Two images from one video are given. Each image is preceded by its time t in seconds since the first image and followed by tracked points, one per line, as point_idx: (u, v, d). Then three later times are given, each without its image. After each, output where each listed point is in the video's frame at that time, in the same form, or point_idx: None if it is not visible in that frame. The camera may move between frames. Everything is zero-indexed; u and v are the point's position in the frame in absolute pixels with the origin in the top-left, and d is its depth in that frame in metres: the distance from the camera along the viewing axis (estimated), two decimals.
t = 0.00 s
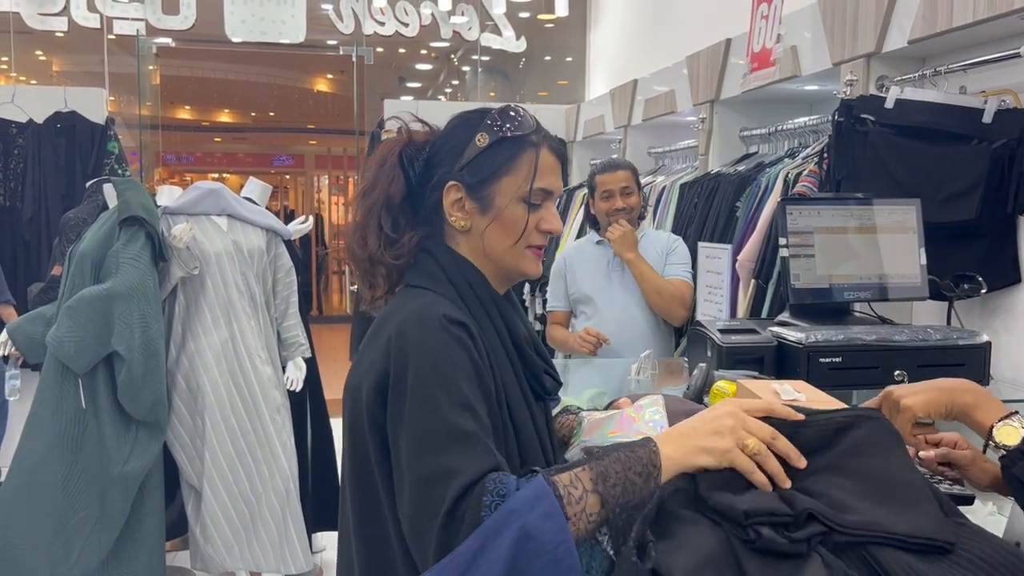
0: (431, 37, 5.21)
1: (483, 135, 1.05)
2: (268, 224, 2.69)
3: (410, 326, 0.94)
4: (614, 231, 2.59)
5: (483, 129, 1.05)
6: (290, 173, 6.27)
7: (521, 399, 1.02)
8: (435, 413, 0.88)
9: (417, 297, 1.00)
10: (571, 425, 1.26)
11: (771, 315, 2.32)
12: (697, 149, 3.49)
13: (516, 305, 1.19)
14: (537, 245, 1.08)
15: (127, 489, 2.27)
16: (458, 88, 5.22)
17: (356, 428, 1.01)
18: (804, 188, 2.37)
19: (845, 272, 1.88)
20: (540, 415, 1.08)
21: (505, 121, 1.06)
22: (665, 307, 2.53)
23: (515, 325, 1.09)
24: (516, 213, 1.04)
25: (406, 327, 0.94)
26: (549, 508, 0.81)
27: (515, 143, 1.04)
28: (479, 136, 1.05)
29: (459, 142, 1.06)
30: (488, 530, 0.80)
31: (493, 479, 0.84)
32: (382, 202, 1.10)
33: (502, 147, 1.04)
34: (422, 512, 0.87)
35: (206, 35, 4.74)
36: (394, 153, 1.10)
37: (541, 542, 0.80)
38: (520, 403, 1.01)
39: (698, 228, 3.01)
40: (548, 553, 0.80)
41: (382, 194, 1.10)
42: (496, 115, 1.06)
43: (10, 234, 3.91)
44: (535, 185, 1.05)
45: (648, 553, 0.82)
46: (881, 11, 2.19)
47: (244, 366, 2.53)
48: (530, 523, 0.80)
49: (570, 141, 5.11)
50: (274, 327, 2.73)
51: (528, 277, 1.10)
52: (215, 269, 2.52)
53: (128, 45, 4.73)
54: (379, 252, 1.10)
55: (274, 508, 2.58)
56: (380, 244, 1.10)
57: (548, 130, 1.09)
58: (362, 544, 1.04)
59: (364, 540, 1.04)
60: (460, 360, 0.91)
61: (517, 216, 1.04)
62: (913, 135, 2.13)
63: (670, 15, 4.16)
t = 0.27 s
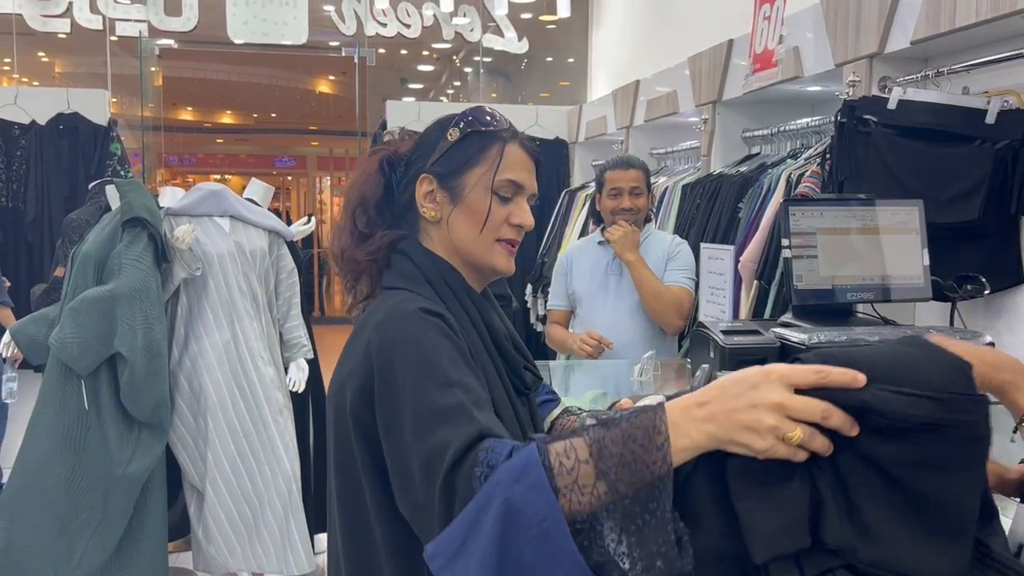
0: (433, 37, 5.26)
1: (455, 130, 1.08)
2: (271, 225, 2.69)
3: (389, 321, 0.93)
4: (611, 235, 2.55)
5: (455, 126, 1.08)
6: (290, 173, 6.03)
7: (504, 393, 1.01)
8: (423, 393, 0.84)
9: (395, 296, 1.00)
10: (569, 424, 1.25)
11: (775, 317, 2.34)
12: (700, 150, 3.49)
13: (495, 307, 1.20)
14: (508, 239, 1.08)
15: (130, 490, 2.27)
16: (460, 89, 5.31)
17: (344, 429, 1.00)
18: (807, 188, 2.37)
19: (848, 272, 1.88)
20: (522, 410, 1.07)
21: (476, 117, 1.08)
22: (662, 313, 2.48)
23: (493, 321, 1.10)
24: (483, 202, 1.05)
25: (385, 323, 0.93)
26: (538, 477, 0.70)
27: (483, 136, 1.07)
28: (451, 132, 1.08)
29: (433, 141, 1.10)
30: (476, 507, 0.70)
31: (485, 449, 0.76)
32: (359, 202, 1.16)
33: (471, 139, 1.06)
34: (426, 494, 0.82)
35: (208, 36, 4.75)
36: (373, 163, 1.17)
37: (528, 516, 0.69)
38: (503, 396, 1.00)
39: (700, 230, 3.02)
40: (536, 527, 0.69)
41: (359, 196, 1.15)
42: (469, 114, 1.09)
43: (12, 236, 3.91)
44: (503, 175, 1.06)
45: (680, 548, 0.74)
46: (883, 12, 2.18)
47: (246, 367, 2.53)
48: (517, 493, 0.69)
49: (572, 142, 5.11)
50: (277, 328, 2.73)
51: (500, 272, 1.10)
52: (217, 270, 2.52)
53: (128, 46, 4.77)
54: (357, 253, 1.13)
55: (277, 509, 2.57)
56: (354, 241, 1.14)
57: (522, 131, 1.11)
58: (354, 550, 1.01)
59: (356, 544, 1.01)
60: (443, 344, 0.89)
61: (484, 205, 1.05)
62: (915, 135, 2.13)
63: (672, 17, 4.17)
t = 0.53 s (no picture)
0: (435, 38, 5.29)
1: (455, 133, 1.07)
2: (273, 226, 2.69)
3: (396, 314, 0.93)
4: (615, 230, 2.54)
5: (455, 128, 1.08)
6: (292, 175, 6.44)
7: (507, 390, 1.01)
8: (431, 369, 0.85)
9: (399, 293, 1.00)
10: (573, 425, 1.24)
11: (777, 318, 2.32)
12: (702, 150, 3.49)
13: (499, 307, 1.20)
14: (514, 240, 1.08)
15: (132, 491, 2.27)
16: (462, 89, 5.30)
17: (350, 424, 0.99)
18: (810, 188, 2.36)
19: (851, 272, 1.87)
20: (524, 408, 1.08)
21: (473, 118, 1.08)
22: (657, 313, 2.41)
23: (495, 322, 1.10)
24: (487, 205, 1.05)
25: (391, 316, 0.94)
26: (553, 413, 0.73)
27: (484, 138, 1.06)
28: (451, 134, 1.08)
29: (433, 144, 1.10)
30: (492, 447, 0.73)
31: (503, 397, 0.78)
32: (360, 209, 1.17)
33: (473, 143, 1.06)
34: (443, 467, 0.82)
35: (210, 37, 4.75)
36: (371, 169, 1.17)
37: (545, 451, 0.72)
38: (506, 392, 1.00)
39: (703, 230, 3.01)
40: (551, 459, 0.71)
41: (359, 199, 1.17)
42: (468, 115, 1.09)
43: (15, 237, 3.91)
44: (506, 176, 1.05)
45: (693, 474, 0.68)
46: (886, 12, 2.18)
47: (248, 368, 2.53)
48: (532, 429, 0.72)
49: (574, 143, 5.12)
50: (279, 329, 2.73)
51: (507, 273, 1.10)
52: (219, 271, 2.52)
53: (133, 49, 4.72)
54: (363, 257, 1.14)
55: (279, 510, 2.57)
56: (358, 249, 1.15)
57: (522, 129, 1.11)
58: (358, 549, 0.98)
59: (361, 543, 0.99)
60: (447, 327, 0.91)
61: (488, 207, 1.05)
62: (918, 135, 2.13)
63: (674, 17, 4.16)
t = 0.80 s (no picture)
0: (436, 38, 5.28)
1: (456, 135, 1.07)
2: (274, 226, 2.68)
3: (402, 320, 0.93)
4: (620, 222, 2.51)
5: (456, 131, 1.08)
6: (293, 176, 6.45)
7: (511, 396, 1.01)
8: (442, 391, 0.85)
9: (405, 296, 0.99)
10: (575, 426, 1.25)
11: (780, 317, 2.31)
12: (704, 150, 3.48)
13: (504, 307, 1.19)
14: (520, 240, 1.08)
15: (134, 491, 2.27)
16: (464, 89, 5.29)
17: (349, 421, 0.99)
18: (812, 188, 2.36)
19: (854, 272, 1.87)
20: (529, 412, 1.08)
21: (474, 119, 1.07)
22: (643, 310, 2.37)
23: (501, 320, 1.10)
24: (491, 207, 1.05)
25: (396, 322, 0.93)
26: (581, 488, 0.76)
27: (486, 139, 1.06)
28: (453, 136, 1.08)
29: (434, 146, 1.09)
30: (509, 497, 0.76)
31: (529, 457, 0.80)
32: (364, 211, 1.14)
33: (475, 145, 1.06)
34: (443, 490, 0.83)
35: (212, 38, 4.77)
36: (372, 173, 1.15)
37: (564, 518, 0.74)
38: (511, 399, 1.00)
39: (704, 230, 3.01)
40: (570, 531, 0.74)
41: (363, 203, 1.14)
42: (469, 115, 1.09)
43: (16, 237, 3.91)
44: (510, 177, 1.05)
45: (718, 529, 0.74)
46: (889, 11, 2.17)
47: (250, 368, 2.53)
48: (561, 495, 0.75)
49: (576, 143, 5.12)
50: (281, 329, 2.73)
51: (513, 273, 1.10)
52: (221, 272, 2.52)
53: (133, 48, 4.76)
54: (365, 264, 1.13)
55: (280, 510, 2.57)
56: (361, 251, 1.14)
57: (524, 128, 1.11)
58: (352, 543, 1.00)
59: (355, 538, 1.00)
60: (459, 345, 0.90)
61: (492, 209, 1.05)
62: (920, 135, 2.12)
63: (675, 17, 4.16)
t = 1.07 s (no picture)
0: (438, 38, 5.26)
1: (461, 135, 1.06)
2: (275, 226, 2.68)
3: (419, 320, 0.92)
4: (626, 224, 2.49)
5: (460, 130, 1.07)
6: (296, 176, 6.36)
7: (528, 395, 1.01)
8: (461, 395, 0.85)
9: (419, 295, 0.99)
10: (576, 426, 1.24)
11: (783, 315, 2.31)
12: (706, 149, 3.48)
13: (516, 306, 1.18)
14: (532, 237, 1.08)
15: (135, 491, 2.27)
16: (465, 89, 5.28)
17: (362, 422, 0.99)
18: (814, 188, 2.36)
19: (856, 272, 1.87)
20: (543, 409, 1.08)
21: (478, 118, 1.07)
22: (634, 315, 2.34)
23: (514, 320, 1.09)
24: (500, 205, 1.04)
25: (414, 322, 0.93)
26: (587, 470, 0.73)
27: (490, 138, 1.05)
28: (456, 137, 1.07)
29: (439, 147, 1.09)
30: (530, 503, 0.73)
31: (534, 445, 0.79)
32: (370, 217, 1.16)
33: (480, 143, 1.05)
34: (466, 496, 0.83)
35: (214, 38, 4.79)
36: (380, 176, 1.16)
37: (583, 510, 0.71)
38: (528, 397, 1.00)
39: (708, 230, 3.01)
40: (593, 516, 0.71)
41: (372, 208, 1.16)
42: (470, 114, 1.08)
43: (18, 238, 3.91)
44: (516, 174, 1.04)
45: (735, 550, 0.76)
46: (891, 11, 2.17)
47: (251, 368, 2.52)
48: (572, 483, 0.72)
49: (577, 142, 5.11)
50: (282, 329, 2.73)
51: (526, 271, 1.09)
52: (222, 272, 2.52)
53: (136, 48, 4.78)
54: (382, 271, 1.13)
55: (282, 511, 2.56)
56: (371, 257, 1.15)
57: (528, 123, 1.10)
58: (367, 549, 0.99)
59: (367, 543, 0.99)
60: (476, 347, 0.90)
61: (501, 208, 1.04)
62: (923, 134, 2.11)
63: (677, 16, 4.16)
